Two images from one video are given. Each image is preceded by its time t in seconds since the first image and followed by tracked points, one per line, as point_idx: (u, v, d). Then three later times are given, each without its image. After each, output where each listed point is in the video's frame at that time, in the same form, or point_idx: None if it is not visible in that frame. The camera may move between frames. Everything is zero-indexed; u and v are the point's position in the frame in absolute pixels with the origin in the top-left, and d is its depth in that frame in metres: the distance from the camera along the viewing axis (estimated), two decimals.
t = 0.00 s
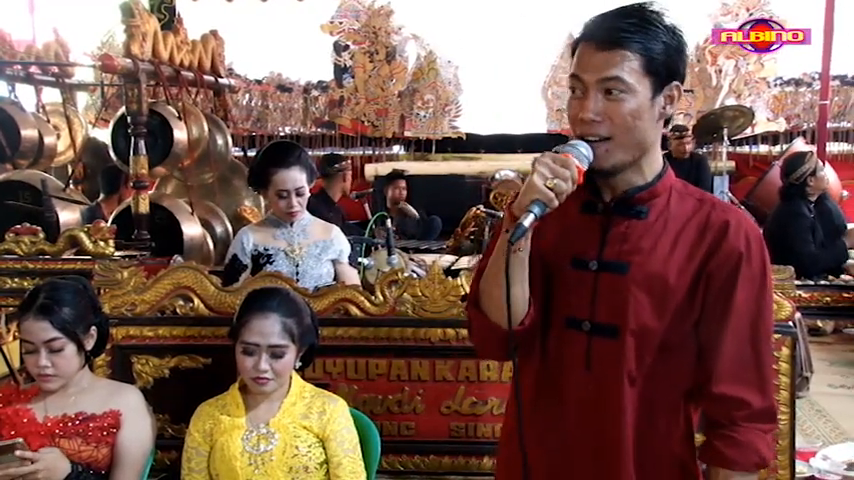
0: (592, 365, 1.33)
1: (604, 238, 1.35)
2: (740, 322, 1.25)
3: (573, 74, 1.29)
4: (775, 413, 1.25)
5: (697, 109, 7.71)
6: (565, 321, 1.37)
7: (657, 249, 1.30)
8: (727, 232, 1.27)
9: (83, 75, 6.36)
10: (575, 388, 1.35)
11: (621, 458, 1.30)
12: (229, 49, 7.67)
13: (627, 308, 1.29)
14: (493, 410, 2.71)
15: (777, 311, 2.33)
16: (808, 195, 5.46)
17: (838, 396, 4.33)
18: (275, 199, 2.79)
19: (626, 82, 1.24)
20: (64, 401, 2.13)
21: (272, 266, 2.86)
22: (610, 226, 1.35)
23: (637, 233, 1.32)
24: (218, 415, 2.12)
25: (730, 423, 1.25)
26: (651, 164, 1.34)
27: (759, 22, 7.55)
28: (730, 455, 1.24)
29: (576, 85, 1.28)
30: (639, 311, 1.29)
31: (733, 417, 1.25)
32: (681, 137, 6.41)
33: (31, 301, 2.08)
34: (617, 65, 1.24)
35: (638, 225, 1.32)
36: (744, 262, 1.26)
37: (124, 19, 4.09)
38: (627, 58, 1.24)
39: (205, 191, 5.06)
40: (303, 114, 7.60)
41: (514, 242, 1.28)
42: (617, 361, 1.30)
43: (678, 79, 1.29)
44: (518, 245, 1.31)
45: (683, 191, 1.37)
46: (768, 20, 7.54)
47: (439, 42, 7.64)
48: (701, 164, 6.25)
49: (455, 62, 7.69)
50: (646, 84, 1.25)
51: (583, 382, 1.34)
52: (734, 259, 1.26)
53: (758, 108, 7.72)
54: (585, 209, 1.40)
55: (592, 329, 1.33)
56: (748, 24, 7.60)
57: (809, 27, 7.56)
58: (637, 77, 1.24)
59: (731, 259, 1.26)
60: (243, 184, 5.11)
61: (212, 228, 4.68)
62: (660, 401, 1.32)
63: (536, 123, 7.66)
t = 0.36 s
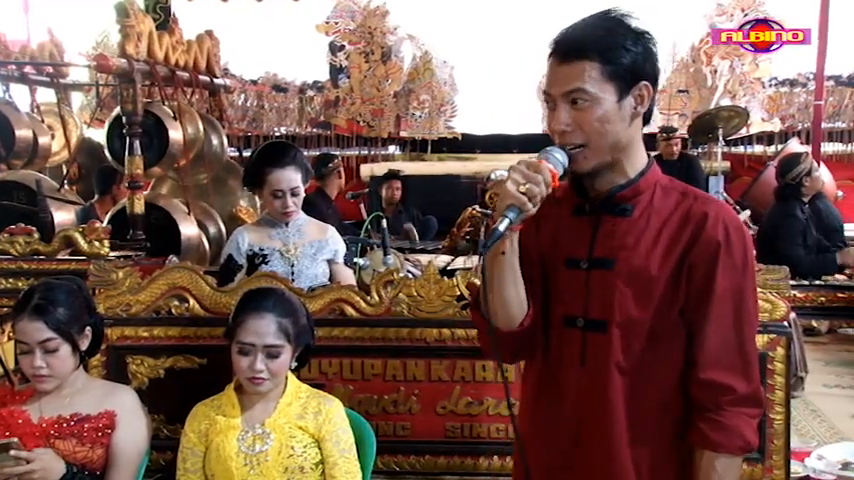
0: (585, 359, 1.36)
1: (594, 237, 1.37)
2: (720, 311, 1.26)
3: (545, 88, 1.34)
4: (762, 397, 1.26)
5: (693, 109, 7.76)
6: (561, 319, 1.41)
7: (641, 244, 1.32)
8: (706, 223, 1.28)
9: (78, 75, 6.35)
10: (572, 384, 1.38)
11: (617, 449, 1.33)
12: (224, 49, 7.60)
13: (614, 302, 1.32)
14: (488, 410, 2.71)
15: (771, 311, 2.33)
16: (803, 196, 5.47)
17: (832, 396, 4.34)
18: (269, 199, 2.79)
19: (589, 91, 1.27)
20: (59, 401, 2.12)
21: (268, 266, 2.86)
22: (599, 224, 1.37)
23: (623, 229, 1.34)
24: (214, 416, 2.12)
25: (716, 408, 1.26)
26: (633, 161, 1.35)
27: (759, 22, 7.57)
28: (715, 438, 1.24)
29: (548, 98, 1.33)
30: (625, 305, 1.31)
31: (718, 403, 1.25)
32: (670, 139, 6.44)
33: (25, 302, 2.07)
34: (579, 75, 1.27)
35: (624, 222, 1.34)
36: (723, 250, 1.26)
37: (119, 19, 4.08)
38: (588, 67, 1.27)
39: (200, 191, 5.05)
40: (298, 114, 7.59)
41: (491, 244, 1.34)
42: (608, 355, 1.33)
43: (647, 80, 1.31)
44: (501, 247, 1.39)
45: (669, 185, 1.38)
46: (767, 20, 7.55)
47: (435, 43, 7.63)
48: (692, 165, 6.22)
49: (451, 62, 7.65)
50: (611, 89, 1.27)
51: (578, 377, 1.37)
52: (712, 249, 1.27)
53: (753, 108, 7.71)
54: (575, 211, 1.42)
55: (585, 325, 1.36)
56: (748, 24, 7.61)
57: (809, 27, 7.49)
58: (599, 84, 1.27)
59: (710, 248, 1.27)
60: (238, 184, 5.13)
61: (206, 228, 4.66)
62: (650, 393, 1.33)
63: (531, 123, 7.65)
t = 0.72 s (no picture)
0: (596, 361, 1.41)
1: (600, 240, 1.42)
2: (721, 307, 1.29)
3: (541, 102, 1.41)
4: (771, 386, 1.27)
5: (689, 109, 7.79)
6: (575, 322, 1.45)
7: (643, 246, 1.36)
8: (701, 220, 1.31)
9: (74, 75, 6.34)
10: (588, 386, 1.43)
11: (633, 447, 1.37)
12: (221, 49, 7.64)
13: (619, 304, 1.36)
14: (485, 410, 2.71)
15: (768, 311, 2.34)
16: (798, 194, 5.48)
17: (829, 396, 4.34)
18: (265, 199, 2.79)
19: (575, 101, 1.32)
20: (55, 402, 2.12)
21: (263, 266, 2.86)
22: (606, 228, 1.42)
23: (626, 232, 1.38)
24: (210, 416, 2.12)
25: (726, 401, 1.28)
26: (632, 164, 1.39)
27: (759, 22, 7.56)
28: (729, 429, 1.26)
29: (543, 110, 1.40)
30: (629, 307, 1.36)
31: (726, 395, 1.27)
32: (660, 139, 6.36)
33: (22, 302, 2.07)
34: (565, 86, 1.33)
35: (627, 225, 1.38)
36: (718, 247, 1.29)
37: (115, 19, 4.07)
38: (574, 78, 1.33)
39: (195, 192, 5.04)
40: (295, 114, 7.57)
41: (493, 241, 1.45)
42: (618, 356, 1.37)
43: (634, 86, 1.35)
44: (506, 255, 1.49)
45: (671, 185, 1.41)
46: (767, 20, 7.53)
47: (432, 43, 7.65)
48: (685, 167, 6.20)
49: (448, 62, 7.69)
50: (597, 97, 1.32)
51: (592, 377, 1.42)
52: (707, 247, 1.29)
53: (749, 108, 7.71)
54: (585, 217, 1.47)
55: (595, 327, 1.41)
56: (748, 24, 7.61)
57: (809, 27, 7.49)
58: (585, 93, 1.32)
59: (707, 246, 1.29)
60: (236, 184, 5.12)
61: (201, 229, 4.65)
62: (661, 390, 1.36)
63: (527, 123, 7.65)
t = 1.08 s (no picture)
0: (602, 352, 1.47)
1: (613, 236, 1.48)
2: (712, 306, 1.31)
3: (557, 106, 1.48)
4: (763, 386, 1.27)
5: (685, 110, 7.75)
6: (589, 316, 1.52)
7: (641, 242, 1.41)
8: (694, 218, 1.34)
9: (70, 75, 6.32)
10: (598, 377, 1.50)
11: (634, 438, 1.42)
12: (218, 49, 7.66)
13: (618, 299, 1.42)
14: (481, 410, 2.71)
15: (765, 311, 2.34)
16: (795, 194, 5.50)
17: (823, 396, 4.34)
18: (261, 200, 2.78)
19: (581, 105, 1.39)
20: (51, 402, 2.12)
21: (259, 267, 2.85)
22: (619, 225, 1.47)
23: (632, 229, 1.44)
24: (206, 416, 2.11)
25: (718, 400, 1.29)
26: (643, 164, 1.44)
27: (759, 22, 7.53)
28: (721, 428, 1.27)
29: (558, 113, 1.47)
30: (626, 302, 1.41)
31: (717, 393, 1.29)
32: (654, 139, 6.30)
33: (17, 302, 2.06)
34: (573, 90, 1.40)
35: (634, 222, 1.44)
36: (708, 246, 1.32)
37: (111, 19, 4.07)
38: (581, 83, 1.39)
39: (192, 192, 5.00)
40: (291, 115, 7.59)
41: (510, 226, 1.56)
42: (619, 350, 1.42)
43: (640, 85, 1.39)
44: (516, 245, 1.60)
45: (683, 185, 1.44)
46: (767, 21, 7.51)
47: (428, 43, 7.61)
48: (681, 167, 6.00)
49: (444, 63, 7.65)
50: (601, 100, 1.38)
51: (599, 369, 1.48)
52: (697, 245, 1.33)
53: (745, 108, 7.71)
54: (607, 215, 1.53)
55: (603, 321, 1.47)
56: (748, 25, 7.58)
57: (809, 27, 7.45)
58: (589, 97, 1.39)
59: (697, 244, 1.33)
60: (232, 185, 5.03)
61: (197, 228, 4.63)
62: (661, 384, 1.40)
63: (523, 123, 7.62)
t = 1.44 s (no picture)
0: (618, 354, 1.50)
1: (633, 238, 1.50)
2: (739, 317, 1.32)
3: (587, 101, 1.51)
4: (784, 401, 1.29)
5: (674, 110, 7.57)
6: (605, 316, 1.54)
7: (667, 248, 1.42)
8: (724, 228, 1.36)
9: (58, 75, 6.28)
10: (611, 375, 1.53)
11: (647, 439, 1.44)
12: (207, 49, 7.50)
13: (641, 302, 1.44)
14: (471, 410, 2.71)
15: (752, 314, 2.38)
16: (784, 194, 5.51)
17: (811, 396, 4.36)
18: (250, 200, 2.78)
19: (607, 102, 1.42)
20: (38, 403, 2.11)
21: (249, 268, 2.84)
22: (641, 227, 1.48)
23: (656, 233, 1.45)
24: (195, 417, 2.11)
25: (737, 410, 1.31)
26: (668, 166, 1.46)
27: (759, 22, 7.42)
28: (736, 439, 1.29)
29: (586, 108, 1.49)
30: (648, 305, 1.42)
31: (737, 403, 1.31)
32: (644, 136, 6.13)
33: (5, 303, 2.05)
34: (601, 86, 1.42)
35: (658, 227, 1.45)
36: (739, 258, 1.33)
37: (100, 19, 4.07)
38: (608, 80, 1.41)
39: (182, 192, 5.03)
40: (281, 115, 7.55)
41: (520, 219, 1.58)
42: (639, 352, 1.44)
43: (669, 85, 1.40)
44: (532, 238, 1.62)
45: (711, 193, 1.45)
46: (767, 20, 7.37)
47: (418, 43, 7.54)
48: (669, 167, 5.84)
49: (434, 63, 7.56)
50: (627, 98, 1.40)
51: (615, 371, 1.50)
52: (727, 256, 1.34)
53: (734, 110, 7.70)
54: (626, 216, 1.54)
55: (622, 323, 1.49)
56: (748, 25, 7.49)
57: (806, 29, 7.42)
58: (615, 95, 1.41)
59: (727, 256, 1.34)
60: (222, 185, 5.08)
61: (189, 229, 4.62)
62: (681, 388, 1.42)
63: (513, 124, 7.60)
